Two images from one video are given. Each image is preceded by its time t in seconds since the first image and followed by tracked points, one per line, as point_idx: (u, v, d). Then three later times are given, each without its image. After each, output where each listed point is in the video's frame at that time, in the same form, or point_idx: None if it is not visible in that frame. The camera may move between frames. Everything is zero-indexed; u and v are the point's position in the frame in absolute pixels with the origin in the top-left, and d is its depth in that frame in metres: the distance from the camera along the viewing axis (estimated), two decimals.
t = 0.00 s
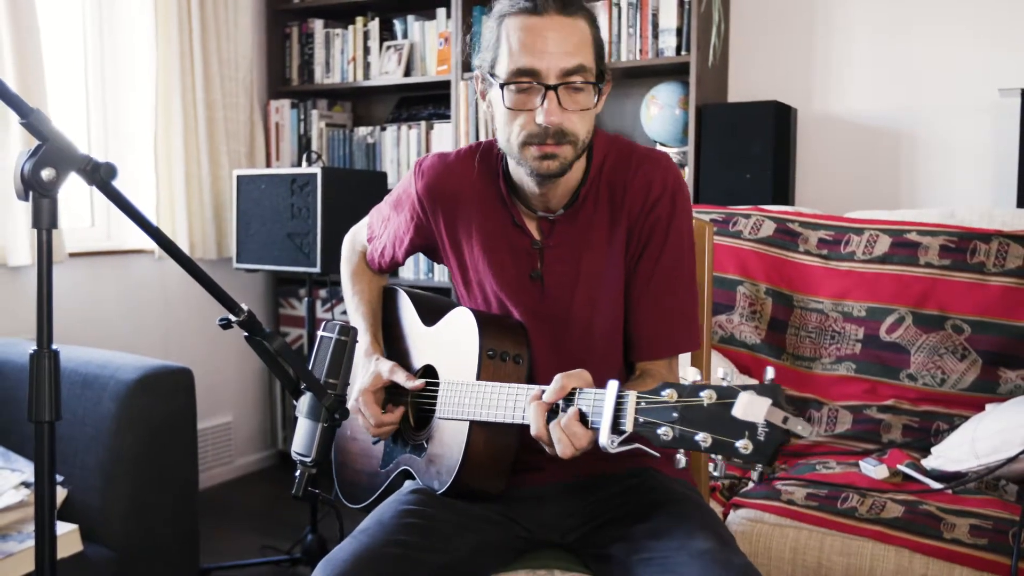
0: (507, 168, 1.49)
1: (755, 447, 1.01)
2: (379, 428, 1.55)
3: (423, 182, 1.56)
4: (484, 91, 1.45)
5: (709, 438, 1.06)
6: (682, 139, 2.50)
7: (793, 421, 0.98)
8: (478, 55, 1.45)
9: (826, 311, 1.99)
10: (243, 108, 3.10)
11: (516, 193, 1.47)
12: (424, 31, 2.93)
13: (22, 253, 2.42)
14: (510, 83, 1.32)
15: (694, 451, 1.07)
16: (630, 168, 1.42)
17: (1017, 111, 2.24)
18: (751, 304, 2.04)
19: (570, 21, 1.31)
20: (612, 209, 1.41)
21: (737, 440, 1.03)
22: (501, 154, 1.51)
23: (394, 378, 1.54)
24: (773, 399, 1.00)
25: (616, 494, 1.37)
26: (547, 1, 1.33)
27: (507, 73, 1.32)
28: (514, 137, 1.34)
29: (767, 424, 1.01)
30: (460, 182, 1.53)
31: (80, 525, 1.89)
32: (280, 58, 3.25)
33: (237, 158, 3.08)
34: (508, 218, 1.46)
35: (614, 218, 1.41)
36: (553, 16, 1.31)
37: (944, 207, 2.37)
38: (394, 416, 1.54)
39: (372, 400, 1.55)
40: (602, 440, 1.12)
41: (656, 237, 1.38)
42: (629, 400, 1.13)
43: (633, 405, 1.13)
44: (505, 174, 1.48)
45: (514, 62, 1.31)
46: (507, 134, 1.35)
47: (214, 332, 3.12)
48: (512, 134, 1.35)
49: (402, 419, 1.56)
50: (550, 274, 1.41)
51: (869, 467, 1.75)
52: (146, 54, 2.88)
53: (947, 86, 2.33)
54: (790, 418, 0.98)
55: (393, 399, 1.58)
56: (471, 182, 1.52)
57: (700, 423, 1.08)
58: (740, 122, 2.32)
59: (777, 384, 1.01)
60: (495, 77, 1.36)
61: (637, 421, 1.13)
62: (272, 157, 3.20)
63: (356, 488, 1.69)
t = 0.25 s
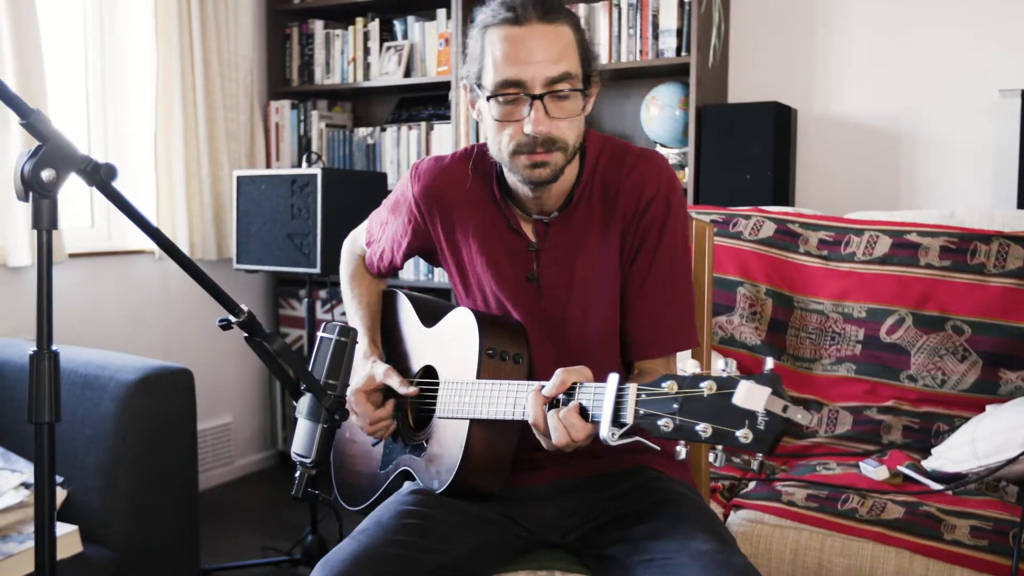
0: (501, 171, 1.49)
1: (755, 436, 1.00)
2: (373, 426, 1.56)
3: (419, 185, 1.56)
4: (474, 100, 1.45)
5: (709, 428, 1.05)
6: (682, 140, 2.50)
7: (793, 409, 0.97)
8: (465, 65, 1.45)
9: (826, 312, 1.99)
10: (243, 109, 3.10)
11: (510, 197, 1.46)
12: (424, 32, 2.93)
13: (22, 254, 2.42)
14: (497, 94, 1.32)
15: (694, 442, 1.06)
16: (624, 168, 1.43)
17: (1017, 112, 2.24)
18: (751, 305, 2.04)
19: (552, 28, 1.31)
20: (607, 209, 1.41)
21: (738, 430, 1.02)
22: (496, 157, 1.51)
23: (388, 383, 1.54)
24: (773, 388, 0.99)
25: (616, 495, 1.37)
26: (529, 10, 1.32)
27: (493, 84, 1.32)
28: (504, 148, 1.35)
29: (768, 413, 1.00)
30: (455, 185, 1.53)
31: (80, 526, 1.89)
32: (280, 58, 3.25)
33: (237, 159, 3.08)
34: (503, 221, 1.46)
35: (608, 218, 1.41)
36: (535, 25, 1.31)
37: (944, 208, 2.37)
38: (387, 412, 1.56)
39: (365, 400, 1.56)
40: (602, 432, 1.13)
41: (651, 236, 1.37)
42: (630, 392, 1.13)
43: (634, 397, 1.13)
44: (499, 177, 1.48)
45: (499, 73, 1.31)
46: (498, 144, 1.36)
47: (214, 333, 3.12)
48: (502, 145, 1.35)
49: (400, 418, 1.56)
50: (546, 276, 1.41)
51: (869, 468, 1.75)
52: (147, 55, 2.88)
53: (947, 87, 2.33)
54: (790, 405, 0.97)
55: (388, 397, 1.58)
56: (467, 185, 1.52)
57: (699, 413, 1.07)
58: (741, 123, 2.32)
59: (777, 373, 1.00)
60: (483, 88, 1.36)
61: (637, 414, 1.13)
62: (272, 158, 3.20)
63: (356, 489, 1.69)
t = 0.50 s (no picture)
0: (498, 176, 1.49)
1: (758, 429, 1.00)
2: (374, 424, 1.55)
3: (417, 189, 1.56)
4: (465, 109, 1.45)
5: (712, 422, 1.05)
6: (682, 141, 2.50)
7: (795, 402, 0.97)
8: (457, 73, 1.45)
9: (827, 314, 1.99)
10: (244, 110, 3.10)
11: (507, 199, 1.47)
12: (425, 33, 2.93)
13: (22, 255, 2.42)
14: (486, 106, 1.32)
15: (698, 436, 1.07)
16: (622, 169, 1.43)
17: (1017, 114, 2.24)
18: (752, 306, 2.04)
19: (539, 38, 1.30)
20: (605, 211, 1.41)
21: (741, 423, 1.02)
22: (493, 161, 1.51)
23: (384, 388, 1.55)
24: (774, 381, 0.99)
25: (616, 497, 1.36)
26: (516, 20, 1.31)
27: (482, 96, 1.32)
28: (495, 158, 1.35)
29: (770, 406, 1.00)
30: (453, 189, 1.53)
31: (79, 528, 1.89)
32: (280, 60, 3.25)
33: (237, 160, 3.08)
34: (501, 224, 1.46)
35: (606, 220, 1.41)
36: (521, 35, 1.30)
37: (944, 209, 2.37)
38: (388, 411, 1.55)
39: (365, 400, 1.56)
40: (604, 428, 1.13)
41: (649, 237, 1.37)
42: (632, 388, 1.13)
43: (636, 392, 1.13)
44: (496, 183, 1.48)
45: (487, 85, 1.31)
46: (489, 155, 1.36)
47: (214, 334, 3.12)
48: (493, 155, 1.35)
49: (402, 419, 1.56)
50: (545, 278, 1.41)
51: (869, 470, 1.75)
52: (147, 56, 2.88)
53: (947, 88, 2.33)
54: (792, 399, 0.97)
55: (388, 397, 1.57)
56: (465, 189, 1.52)
57: (702, 407, 1.08)
58: (741, 124, 2.32)
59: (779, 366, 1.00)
60: (472, 99, 1.37)
61: (640, 409, 1.13)
62: (272, 159, 3.20)
63: (356, 491, 1.69)
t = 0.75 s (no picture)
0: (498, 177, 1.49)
1: (754, 431, 1.01)
2: (379, 427, 1.56)
3: (416, 192, 1.56)
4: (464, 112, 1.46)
5: (708, 424, 1.05)
6: (683, 143, 2.50)
7: (790, 404, 0.97)
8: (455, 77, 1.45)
9: (827, 316, 1.99)
10: (244, 112, 3.10)
11: (507, 202, 1.47)
12: (425, 35, 2.93)
13: (22, 256, 2.42)
14: (486, 108, 1.32)
15: (693, 438, 1.06)
16: (622, 171, 1.42)
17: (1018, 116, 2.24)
18: (752, 308, 2.03)
19: (538, 39, 1.31)
20: (605, 213, 1.41)
21: (737, 425, 1.02)
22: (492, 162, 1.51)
23: (391, 383, 1.54)
24: (770, 382, 0.98)
25: (616, 499, 1.36)
26: (514, 22, 1.32)
27: (482, 98, 1.32)
28: (495, 161, 1.35)
29: (767, 408, 1.00)
30: (452, 191, 1.53)
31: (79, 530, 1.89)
32: (281, 62, 3.26)
33: (238, 162, 3.08)
34: (500, 226, 1.46)
35: (607, 222, 1.41)
36: (520, 37, 1.31)
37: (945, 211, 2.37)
38: (392, 415, 1.55)
39: (370, 402, 1.56)
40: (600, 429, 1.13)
41: (651, 239, 1.37)
42: (627, 390, 1.13)
43: (632, 395, 1.13)
44: (496, 184, 1.48)
45: (487, 87, 1.31)
46: (489, 157, 1.36)
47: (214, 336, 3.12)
48: (494, 158, 1.35)
49: (401, 420, 1.56)
50: (545, 281, 1.41)
51: (871, 472, 1.75)
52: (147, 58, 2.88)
53: (948, 90, 2.33)
54: (788, 401, 0.97)
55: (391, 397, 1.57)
56: (464, 191, 1.52)
57: (698, 409, 1.07)
58: (741, 126, 2.32)
59: (775, 368, 0.99)
60: (472, 102, 1.37)
61: (636, 411, 1.12)
62: (272, 161, 3.20)
63: (357, 492, 1.68)
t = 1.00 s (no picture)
0: (501, 175, 1.48)
1: (752, 432, 1.00)
2: (372, 430, 1.55)
3: (418, 192, 1.56)
4: (481, 103, 1.46)
5: (707, 426, 1.05)
6: (683, 146, 2.50)
7: (790, 404, 0.96)
8: (474, 68, 1.45)
9: (827, 318, 1.99)
10: (244, 114, 3.10)
11: (510, 199, 1.46)
12: (426, 38, 2.93)
13: (23, 259, 2.42)
14: (515, 89, 1.32)
15: (693, 439, 1.06)
16: (625, 173, 1.42)
17: (1018, 118, 2.24)
18: (753, 311, 2.04)
19: (567, 25, 1.32)
20: (607, 213, 1.41)
21: (735, 426, 1.02)
22: (494, 162, 1.51)
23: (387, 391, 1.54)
24: (768, 384, 0.98)
25: (616, 502, 1.36)
26: (545, 8, 1.33)
27: (512, 79, 1.32)
28: (521, 144, 1.33)
29: (765, 409, 0.99)
30: (454, 191, 1.52)
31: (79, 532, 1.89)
32: (281, 64, 3.26)
33: (238, 164, 3.08)
34: (502, 226, 1.46)
35: (609, 222, 1.41)
36: (551, 21, 1.32)
37: (944, 213, 2.37)
38: (387, 418, 1.54)
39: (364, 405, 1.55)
40: (599, 431, 1.13)
41: (653, 240, 1.38)
42: (626, 392, 1.14)
43: (631, 397, 1.14)
44: (499, 182, 1.48)
45: (518, 68, 1.31)
46: (513, 142, 1.34)
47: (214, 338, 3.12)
48: (519, 141, 1.34)
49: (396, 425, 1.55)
50: (546, 281, 1.41)
51: (871, 475, 1.75)
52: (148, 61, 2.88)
53: (948, 92, 2.33)
54: (786, 401, 0.96)
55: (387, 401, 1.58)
56: (465, 191, 1.51)
57: (696, 410, 1.07)
58: (741, 129, 2.32)
59: (773, 369, 0.99)
60: (498, 85, 1.36)
61: (634, 412, 1.13)
62: (273, 163, 3.20)
63: (356, 495, 1.68)
